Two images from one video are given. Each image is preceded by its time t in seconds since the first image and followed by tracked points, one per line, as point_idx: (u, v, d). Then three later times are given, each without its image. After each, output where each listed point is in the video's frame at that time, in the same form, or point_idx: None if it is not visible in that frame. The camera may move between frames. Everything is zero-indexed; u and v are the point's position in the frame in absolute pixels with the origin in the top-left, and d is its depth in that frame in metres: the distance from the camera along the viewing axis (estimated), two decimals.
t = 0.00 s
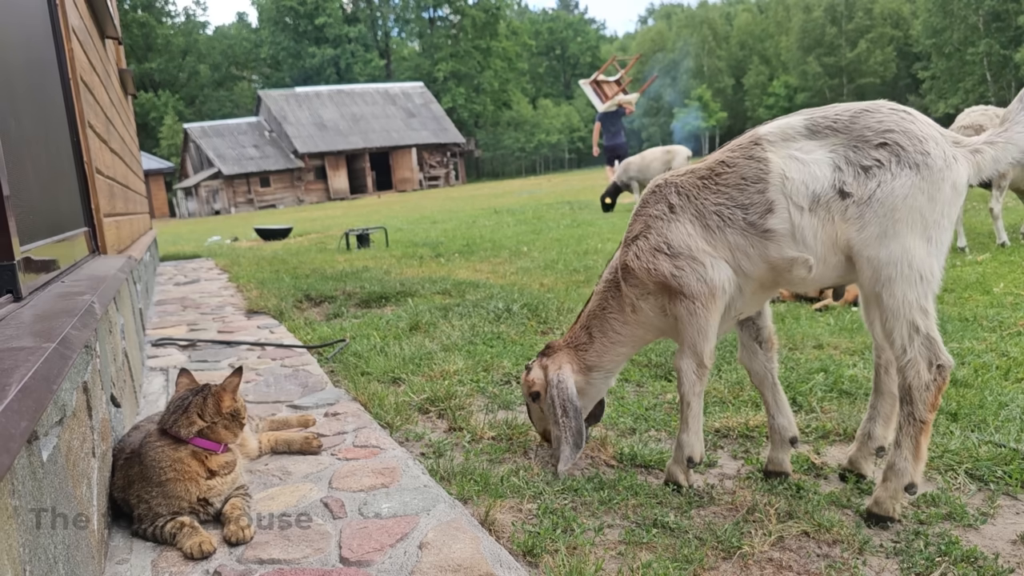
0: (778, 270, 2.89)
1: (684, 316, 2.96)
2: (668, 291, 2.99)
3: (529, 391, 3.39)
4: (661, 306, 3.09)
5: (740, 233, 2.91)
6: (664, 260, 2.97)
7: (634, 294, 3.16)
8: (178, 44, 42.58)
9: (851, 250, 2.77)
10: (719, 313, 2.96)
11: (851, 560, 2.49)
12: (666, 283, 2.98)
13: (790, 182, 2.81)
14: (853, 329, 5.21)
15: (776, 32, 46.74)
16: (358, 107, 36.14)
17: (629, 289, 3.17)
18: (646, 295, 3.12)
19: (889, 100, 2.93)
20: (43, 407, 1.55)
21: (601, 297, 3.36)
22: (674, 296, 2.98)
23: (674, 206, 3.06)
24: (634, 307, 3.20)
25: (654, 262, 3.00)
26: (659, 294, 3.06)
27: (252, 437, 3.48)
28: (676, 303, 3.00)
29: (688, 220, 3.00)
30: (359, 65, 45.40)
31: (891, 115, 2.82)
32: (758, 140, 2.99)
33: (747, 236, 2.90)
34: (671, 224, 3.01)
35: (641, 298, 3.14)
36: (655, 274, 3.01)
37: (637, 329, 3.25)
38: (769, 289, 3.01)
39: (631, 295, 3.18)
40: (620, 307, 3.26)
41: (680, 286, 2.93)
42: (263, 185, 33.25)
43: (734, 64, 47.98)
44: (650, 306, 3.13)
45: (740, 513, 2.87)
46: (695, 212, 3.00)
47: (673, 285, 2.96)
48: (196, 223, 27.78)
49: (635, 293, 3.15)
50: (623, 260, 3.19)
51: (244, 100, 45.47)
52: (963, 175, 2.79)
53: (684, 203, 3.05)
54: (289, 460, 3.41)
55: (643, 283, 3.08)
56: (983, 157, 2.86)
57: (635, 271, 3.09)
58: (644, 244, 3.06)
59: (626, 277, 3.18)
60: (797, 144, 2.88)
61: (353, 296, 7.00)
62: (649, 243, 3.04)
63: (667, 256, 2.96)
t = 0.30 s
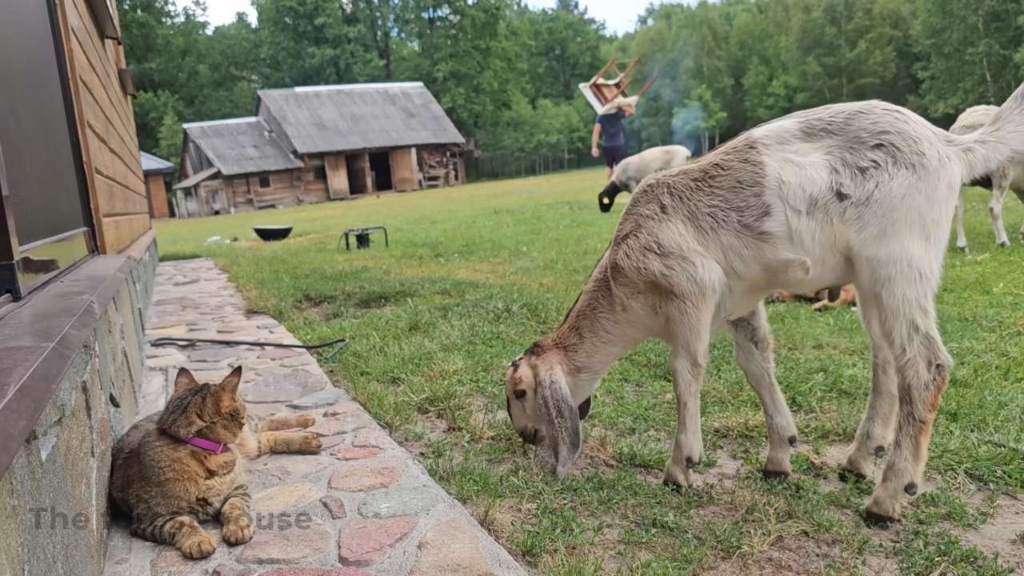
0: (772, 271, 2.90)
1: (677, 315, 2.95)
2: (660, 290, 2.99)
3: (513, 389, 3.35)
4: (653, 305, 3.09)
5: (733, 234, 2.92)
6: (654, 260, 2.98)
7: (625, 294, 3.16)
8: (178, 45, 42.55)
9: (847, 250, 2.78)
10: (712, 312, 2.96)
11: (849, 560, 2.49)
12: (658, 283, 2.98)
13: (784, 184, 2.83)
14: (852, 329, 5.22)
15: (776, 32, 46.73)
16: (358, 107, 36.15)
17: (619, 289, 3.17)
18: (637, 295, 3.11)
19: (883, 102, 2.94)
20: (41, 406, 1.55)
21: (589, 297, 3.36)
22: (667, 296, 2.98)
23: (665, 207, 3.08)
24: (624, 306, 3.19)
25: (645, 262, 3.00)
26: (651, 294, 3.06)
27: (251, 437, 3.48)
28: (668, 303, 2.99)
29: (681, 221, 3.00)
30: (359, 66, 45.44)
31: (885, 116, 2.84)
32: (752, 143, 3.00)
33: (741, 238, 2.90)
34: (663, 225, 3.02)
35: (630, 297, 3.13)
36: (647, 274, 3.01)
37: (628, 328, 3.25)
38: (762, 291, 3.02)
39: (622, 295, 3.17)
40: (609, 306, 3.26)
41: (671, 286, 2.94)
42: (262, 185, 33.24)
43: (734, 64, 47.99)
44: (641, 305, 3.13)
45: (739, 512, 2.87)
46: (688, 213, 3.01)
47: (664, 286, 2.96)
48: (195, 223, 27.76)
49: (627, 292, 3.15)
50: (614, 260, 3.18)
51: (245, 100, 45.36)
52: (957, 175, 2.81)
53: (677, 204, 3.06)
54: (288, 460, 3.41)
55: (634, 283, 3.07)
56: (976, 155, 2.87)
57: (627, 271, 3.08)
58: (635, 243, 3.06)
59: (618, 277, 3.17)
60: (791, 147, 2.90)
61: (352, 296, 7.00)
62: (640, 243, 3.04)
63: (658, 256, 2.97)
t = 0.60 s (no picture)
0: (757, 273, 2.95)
1: (665, 315, 2.99)
2: (647, 290, 3.03)
3: (498, 396, 3.34)
4: (640, 305, 3.12)
5: (718, 237, 2.96)
6: (641, 261, 3.01)
7: (610, 295, 3.19)
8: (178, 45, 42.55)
9: (831, 252, 2.82)
10: (699, 312, 3.01)
11: (850, 560, 2.49)
12: (645, 285, 3.02)
13: (769, 187, 2.86)
14: (852, 330, 5.22)
15: (776, 33, 46.74)
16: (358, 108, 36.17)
17: (605, 291, 3.20)
18: (622, 296, 3.15)
19: (865, 105, 2.99)
20: (41, 408, 1.54)
21: (572, 300, 3.38)
22: (655, 296, 3.01)
23: (650, 207, 3.09)
24: (608, 308, 3.23)
25: (631, 263, 3.03)
26: (638, 295, 3.10)
27: (252, 438, 3.48)
28: (655, 303, 3.03)
29: (666, 222, 3.03)
30: (359, 66, 45.46)
31: (866, 121, 2.89)
32: (735, 145, 3.03)
33: (725, 240, 2.95)
34: (648, 226, 3.04)
35: (616, 298, 3.17)
36: (634, 276, 3.03)
37: (613, 330, 3.27)
38: (747, 291, 3.08)
39: (606, 297, 3.20)
40: (593, 308, 3.29)
41: (658, 287, 2.97)
42: (263, 185, 33.24)
43: (734, 64, 48.00)
44: (626, 307, 3.16)
45: (739, 513, 2.87)
46: (673, 214, 3.04)
47: (651, 287, 3.00)
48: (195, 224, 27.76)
49: (612, 294, 3.18)
50: (598, 262, 3.20)
51: (245, 101, 45.38)
52: (933, 179, 2.88)
53: (662, 206, 3.08)
54: (288, 461, 3.41)
55: (621, 284, 3.10)
56: (950, 160, 2.91)
57: (613, 272, 3.10)
58: (621, 245, 3.08)
59: (603, 279, 3.19)
60: (774, 148, 2.93)
61: (352, 297, 7.00)
62: (626, 245, 3.06)
63: (645, 257, 3.00)
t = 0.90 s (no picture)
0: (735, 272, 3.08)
1: (660, 311, 3.06)
2: (639, 290, 3.09)
3: (484, 403, 3.38)
4: (631, 304, 3.18)
5: (697, 237, 3.07)
6: (632, 262, 3.07)
7: (601, 297, 3.24)
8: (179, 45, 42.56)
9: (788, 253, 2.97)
10: (694, 305, 3.09)
11: (850, 560, 2.49)
12: (636, 284, 3.08)
13: (739, 189, 2.99)
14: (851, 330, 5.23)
15: (777, 33, 46.96)
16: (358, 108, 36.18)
17: (595, 293, 3.26)
18: (614, 298, 3.20)
19: (826, 112, 3.11)
20: (41, 408, 1.54)
21: (560, 303, 3.43)
22: (647, 294, 3.07)
23: (636, 211, 3.17)
24: (598, 310, 3.27)
25: (623, 264, 3.09)
26: (629, 296, 3.16)
27: (252, 438, 3.49)
28: (650, 302, 3.09)
29: (653, 223, 3.11)
30: (359, 66, 45.43)
31: (827, 128, 3.01)
32: (709, 150, 3.16)
33: (705, 241, 3.06)
34: (638, 228, 3.11)
35: (609, 301, 3.22)
36: (625, 277, 3.10)
37: (601, 332, 3.32)
38: (725, 289, 3.20)
39: (597, 299, 3.26)
40: (583, 310, 3.33)
41: (651, 286, 3.04)
42: (263, 186, 33.24)
43: (734, 64, 48.00)
44: (617, 308, 3.22)
45: (740, 512, 2.87)
46: (658, 215, 3.12)
47: (643, 285, 3.07)
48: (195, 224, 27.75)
49: (603, 296, 3.23)
50: (590, 265, 3.26)
51: (245, 101, 45.37)
52: (891, 184, 2.99)
53: (647, 208, 3.16)
54: (288, 461, 3.41)
55: (614, 286, 3.16)
56: (914, 163, 3.01)
57: (605, 274, 3.16)
58: (612, 249, 3.14)
59: (595, 282, 3.24)
60: (743, 153, 3.06)
61: (352, 297, 7.00)
62: (617, 247, 3.12)
63: (636, 258, 3.06)
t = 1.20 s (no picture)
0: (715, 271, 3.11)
1: (647, 311, 3.08)
2: (625, 291, 3.12)
3: (469, 400, 3.39)
4: (617, 304, 3.21)
5: (679, 237, 3.09)
6: (618, 264, 3.09)
7: (587, 298, 3.27)
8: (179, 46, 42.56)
9: (765, 250, 3.01)
10: (680, 304, 3.12)
11: (851, 561, 2.49)
12: (622, 286, 3.11)
13: (717, 189, 3.02)
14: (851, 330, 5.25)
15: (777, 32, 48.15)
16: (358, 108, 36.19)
17: (580, 294, 3.29)
18: (599, 299, 3.24)
19: (800, 111, 3.15)
20: (42, 409, 1.54)
21: (543, 300, 3.45)
22: (634, 295, 3.10)
23: (620, 214, 3.18)
24: (583, 309, 3.31)
25: (609, 266, 3.11)
26: (615, 295, 3.19)
27: (253, 438, 3.49)
28: (636, 302, 3.12)
29: (636, 225, 3.13)
30: (359, 66, 45.45)
31: (801, 126, 3.05)
32: (687, 150, 3.18)
33: (687, 241, 3.08)
34: (621, 231, 3.13)
35: (594, 301, 3.25)
36: (610, 278, 3.12)
37: (585, 330, 3.36)
38: (707, 286, 3.23)
39: (582, 300, 3.29)
40: (568, 309, 3.36)
41: (637, 286, 3.06)
42: (263, 186, 33.26)
43: (735, 64, 48.01)
44: (602, 308, 3.25)
45: (740, 513, 2.87)
46: (640, 217, 3.14)
47: (629, 287, 3.09)
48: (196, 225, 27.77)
49: (589, 297, 3.26)
50: (574, 267, 3.28)
51: (245, 101, 45.41)
52: (863, 180, 3.03)
53: (630, 211, 3.18)
54: (289, 461, 3.41)
55: (599, 287, 3.18)
56: (882, 159, 3.07)
57: (590, 276, 3.18)
58: (597, 251, 3.15)
59: (580, 283, 3.26)
60: (720, 153, 3.10)
61: (353, 297, 7.01)
62: (602, 250, 3.13)
63: (620, 260, 3.08)
